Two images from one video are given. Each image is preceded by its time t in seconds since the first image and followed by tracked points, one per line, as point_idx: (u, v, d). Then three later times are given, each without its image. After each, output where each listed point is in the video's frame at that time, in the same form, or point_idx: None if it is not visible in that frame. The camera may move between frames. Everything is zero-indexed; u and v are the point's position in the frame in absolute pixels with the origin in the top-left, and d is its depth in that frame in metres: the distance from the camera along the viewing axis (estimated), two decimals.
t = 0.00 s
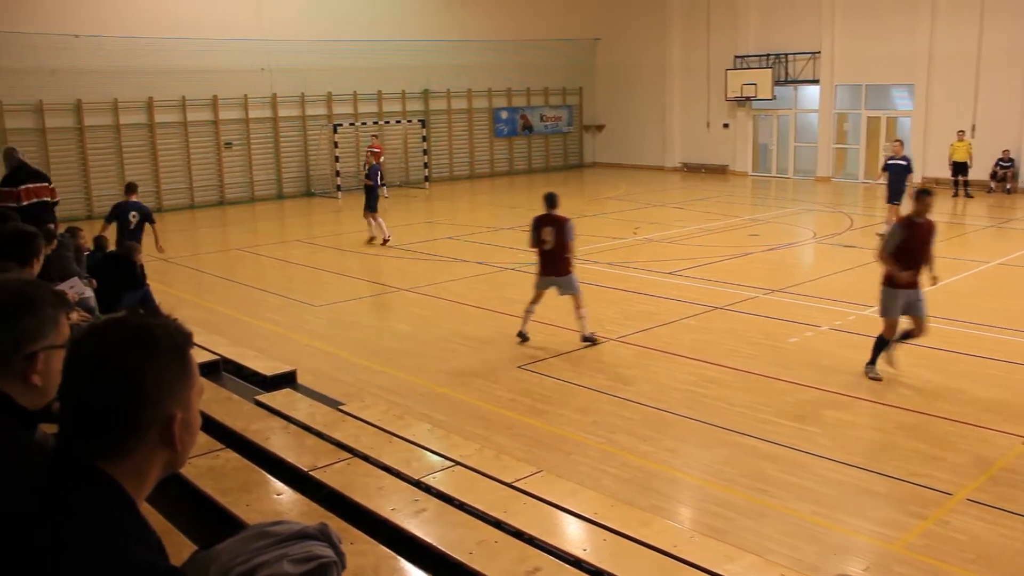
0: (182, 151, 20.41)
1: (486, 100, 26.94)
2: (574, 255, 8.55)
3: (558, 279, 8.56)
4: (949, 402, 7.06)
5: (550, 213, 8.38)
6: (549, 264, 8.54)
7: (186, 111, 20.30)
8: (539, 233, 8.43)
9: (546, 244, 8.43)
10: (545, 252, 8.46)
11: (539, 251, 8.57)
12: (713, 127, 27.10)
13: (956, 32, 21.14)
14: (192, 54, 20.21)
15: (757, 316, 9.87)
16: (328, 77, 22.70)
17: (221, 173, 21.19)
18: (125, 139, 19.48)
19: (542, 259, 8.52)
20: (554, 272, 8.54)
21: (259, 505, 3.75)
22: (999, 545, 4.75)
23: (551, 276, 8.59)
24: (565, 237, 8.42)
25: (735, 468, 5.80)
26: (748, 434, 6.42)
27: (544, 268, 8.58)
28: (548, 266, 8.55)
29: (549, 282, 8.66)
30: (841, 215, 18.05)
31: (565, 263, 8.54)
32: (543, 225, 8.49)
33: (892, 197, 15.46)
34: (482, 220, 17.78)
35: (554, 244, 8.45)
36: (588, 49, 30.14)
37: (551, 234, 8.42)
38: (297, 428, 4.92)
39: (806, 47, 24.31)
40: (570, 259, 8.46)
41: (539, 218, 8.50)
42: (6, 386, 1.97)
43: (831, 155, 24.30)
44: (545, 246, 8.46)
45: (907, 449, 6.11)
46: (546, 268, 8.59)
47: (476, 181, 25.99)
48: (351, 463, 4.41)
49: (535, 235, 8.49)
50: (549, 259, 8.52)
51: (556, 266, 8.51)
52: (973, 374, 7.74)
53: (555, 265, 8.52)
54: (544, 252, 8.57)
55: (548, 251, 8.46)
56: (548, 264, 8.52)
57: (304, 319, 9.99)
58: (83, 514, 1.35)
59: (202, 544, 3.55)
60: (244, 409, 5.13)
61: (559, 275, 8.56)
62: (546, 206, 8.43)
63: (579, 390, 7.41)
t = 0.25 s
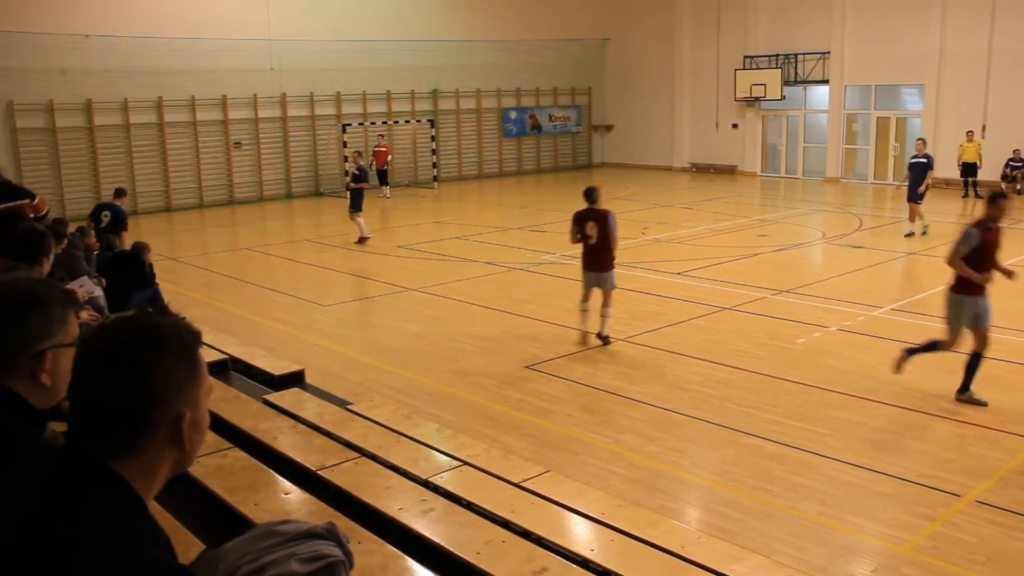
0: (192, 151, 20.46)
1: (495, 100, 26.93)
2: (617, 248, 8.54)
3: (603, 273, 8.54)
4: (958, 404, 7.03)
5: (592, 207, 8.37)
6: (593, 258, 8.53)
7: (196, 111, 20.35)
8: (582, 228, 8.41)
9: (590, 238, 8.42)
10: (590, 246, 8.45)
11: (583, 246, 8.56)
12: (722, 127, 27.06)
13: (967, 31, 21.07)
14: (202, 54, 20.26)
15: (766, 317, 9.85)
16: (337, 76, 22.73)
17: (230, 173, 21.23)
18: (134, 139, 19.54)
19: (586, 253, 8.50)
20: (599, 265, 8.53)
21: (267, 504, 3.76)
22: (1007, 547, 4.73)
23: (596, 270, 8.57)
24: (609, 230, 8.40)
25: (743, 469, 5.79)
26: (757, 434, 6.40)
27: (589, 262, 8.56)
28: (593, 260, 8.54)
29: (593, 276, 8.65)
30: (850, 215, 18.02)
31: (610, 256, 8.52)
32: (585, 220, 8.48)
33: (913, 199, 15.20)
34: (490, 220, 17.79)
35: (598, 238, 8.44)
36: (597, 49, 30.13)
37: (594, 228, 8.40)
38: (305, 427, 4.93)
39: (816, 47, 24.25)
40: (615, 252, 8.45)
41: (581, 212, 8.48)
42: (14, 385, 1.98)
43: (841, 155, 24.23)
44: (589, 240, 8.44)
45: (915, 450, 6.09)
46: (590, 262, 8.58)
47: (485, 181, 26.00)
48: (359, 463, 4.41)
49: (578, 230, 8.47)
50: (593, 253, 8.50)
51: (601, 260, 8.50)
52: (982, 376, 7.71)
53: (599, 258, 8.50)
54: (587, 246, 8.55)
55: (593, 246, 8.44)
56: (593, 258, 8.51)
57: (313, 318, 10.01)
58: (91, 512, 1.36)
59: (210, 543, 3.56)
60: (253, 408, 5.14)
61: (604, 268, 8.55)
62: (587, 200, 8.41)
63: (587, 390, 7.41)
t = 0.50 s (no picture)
0: (196, 152, 20.47)
1: (498, 101, 26.92)
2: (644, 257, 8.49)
3: (626, 280, 8.51)
4: (961, 404, 7.03)
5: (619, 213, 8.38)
6: (617, 264, 8.52)
7: (200, 111, 20.36)
8: (607, 233, 8.44)
9: (613, 244, 8.42)
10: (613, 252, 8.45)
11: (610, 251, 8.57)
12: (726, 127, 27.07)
13: (972, 31, 21.05)
14: (206, 54, 20.27)
15: (770, 317, 9.84)
16: (341, 77, 22.75)
17: (234, 173, 21.25)
18: (139, 139, 19.57)
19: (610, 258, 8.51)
20: (622, 272, 8.51)
21: (270, 504, 3.76)
22: (1011, 549, 4.72)
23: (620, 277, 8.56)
24: (633, 238, 8.38)
25: (746, 470, 5.79)
26: (760, 435, 6.40)
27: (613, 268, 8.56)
28: (617, 266, 8.53)
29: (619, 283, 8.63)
30: (854, 215, 18.02)
31: (635, 264, 8.48)
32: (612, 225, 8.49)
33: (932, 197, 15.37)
34: (494, 220, 17.79)
35: (622, 244, 8.43)
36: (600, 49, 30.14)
37: (618, 234, 8.40)
38: (309, 427, 4.94)
39: (820, 47, 24.23)
40: (638, 260, 8.40)
41: (609, 218, 8.51)
42: (18, 384, 1.98)
43: (845, 155, 24.21)
44: (613, 245, 8.45)
45: (918, 451, 6.09)
46: (615, 269, 8.58)
47: (489, 181, 26.01)
48: (362, 463, 4.42)
49: (605, 235, 8.50)
50: (618, 258, 8.49)
51: (623, 267, 8.48)
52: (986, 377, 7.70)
53: (623, 265, 8.48)
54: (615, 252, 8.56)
55: (616, 252, 8.44)
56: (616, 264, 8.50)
57: (317, 318, 10.02)
58: (93, 513, 1.36)
59: (213, 543, 3.56)
60: (256, 409, 5.14)
61: (628, 275, 8.52)
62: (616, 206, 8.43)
63: (591, 390, 7.41)
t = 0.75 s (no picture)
0: (198, 152, 20.48)
1: (500, 101, 26.92)
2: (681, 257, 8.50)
3: (662, 280, 8.54)
4: (963, 404, 7.03)
5: (653, 213, 8.42)
6: (653, 265, 8.55)
7: (202, 111, 20.37)
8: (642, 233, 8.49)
9: (648, 244, 8.47)
10: (648, 252, 8.49)
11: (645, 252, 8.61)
12: (727, 127, 27.09)
13: (973, 31, 21.05)
14: (208, 54, 20.27)
15: (772, 317, 9.84)
16: (343, 77, 22.75)
17: (236, 173, 21.27)
18: (141, 139, 19.58)
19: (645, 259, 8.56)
20: (658, 272, 8.54)
21: (272, 504, 3.76)
22: (1013, 549, 4.72)
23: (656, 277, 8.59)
24: (670, 237, 8.43)
25: (747, 470, 5.79)
26: (761, 435, 6.40)
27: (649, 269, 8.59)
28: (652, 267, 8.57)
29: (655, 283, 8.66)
30: (855, 215, 18.04)
31: (670, 264, 8.51)
32: (647, 226, 8.55)
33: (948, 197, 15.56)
34: (496, 220, 17.81)
35: (657, 244, 8.46)
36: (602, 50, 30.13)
37: (654, 234, 8.45)
38: (311, 427, 4.94)
39: (821, 47, 24.23)
40: (674, 260, 8.42)
41: (645, 219, 8.56)
42: (20, 384, 1.98)
43: (847, 155, 24.22)
44: (648, 246, 8.49)
45: (920, 451, 6.09)
46: (651, 269, 8.61)
47: (490, 182, 26.03)
48: (364, 463, 4.42)
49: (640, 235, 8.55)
50: (653, 259, 8.53)
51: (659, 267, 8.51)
52: (987, 377, 7.70)
53: (659, 265, 8.51)
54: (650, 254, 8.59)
55: (651, 252, 8.48)
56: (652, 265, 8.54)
57: (318, 318, 10.02)
58: (96, 513, 1.36)
59: (215, 543, 3.56)
60: (257, 409, 5.14)
61: (664, 276, 8.54)
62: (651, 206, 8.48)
63: (592, 390, 7.41)
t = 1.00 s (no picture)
0: (200, 152, 20.49)
1: (502, 100, 26.92)
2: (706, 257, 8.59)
3: (685, 278, 8.58)
4: (964, 405, 7.02)
5: (681, 211, 8.52)
6: (676, 262, 8.60)
7: (204, 111, 20.37)
8: (670, 231, 8.57)
9: (675, 241, 8.54)
10: (674, 249, 8.56)
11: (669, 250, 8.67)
12: (730, 127, 27.08)
13: (976, 31, 21.04)
14: (210, 54, 20.28)
15: (774, 318, 9.83)
16: (345, 77, 22.76)
17: (238, 173, 21.27)
18: (144, 139, 19.61)
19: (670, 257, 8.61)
20: (681, 270, 8.58)
21: (274, 504, 3.77)
22: (1015, 550, 4.71)
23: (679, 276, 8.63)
24: (698, 236, 8.53)
25: (749, 470, 5.78)
26: (763, 435, 6.40)
27: (673, 267, 8.62)
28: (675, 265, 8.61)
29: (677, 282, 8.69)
30: (857, 215, 18.03)
31: (695, 263, 8.58)
32: (673, 224, 8.63)
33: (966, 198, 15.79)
34: (498, 220, 17.81)
35: (685, 242, 8.55)
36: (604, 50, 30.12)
37: (682, 232, 8.54)
38: (313, 427, 4.94)
39: (824, 47, 24.24)
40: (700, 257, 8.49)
41: (670, 218, 8.65)
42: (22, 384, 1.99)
43: (849, 155, 24.22)
44: (675, 243, 8.56)
45: (921, 451, 6.09)
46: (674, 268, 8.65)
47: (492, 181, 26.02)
48: (365, 463, 4.42)
49: (667, 233, 8.63)
50: (678, 256, 8.58)
51: (684, 264, 8.55)
52: (989, 377, 7.70)
53: (683, 263, 8.55)
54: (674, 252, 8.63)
55: (678, 249, 8.55)
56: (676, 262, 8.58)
57: (321, 318, 10.03)
58: (98, 513, 1.36)
59: (217, 542, 3.56)
60: (259, 409, 5.15)
61: (688, 274, 8.59)
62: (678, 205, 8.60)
63: (594, 390, 7.41)
